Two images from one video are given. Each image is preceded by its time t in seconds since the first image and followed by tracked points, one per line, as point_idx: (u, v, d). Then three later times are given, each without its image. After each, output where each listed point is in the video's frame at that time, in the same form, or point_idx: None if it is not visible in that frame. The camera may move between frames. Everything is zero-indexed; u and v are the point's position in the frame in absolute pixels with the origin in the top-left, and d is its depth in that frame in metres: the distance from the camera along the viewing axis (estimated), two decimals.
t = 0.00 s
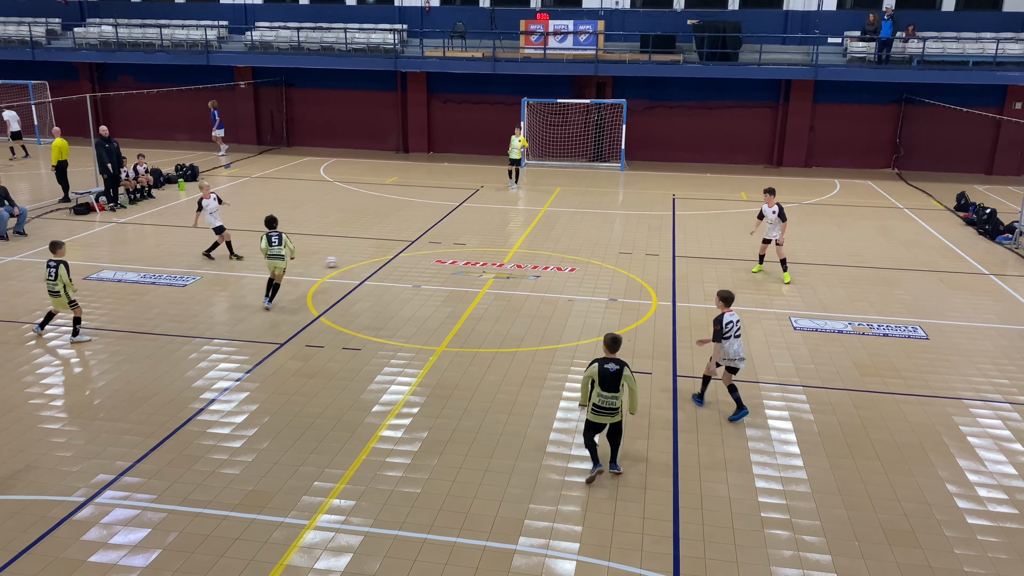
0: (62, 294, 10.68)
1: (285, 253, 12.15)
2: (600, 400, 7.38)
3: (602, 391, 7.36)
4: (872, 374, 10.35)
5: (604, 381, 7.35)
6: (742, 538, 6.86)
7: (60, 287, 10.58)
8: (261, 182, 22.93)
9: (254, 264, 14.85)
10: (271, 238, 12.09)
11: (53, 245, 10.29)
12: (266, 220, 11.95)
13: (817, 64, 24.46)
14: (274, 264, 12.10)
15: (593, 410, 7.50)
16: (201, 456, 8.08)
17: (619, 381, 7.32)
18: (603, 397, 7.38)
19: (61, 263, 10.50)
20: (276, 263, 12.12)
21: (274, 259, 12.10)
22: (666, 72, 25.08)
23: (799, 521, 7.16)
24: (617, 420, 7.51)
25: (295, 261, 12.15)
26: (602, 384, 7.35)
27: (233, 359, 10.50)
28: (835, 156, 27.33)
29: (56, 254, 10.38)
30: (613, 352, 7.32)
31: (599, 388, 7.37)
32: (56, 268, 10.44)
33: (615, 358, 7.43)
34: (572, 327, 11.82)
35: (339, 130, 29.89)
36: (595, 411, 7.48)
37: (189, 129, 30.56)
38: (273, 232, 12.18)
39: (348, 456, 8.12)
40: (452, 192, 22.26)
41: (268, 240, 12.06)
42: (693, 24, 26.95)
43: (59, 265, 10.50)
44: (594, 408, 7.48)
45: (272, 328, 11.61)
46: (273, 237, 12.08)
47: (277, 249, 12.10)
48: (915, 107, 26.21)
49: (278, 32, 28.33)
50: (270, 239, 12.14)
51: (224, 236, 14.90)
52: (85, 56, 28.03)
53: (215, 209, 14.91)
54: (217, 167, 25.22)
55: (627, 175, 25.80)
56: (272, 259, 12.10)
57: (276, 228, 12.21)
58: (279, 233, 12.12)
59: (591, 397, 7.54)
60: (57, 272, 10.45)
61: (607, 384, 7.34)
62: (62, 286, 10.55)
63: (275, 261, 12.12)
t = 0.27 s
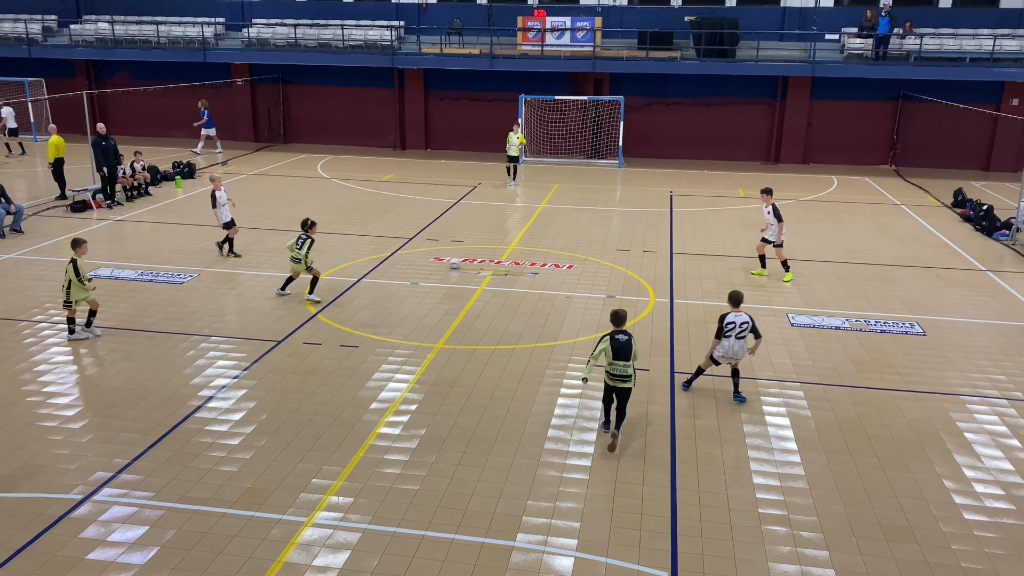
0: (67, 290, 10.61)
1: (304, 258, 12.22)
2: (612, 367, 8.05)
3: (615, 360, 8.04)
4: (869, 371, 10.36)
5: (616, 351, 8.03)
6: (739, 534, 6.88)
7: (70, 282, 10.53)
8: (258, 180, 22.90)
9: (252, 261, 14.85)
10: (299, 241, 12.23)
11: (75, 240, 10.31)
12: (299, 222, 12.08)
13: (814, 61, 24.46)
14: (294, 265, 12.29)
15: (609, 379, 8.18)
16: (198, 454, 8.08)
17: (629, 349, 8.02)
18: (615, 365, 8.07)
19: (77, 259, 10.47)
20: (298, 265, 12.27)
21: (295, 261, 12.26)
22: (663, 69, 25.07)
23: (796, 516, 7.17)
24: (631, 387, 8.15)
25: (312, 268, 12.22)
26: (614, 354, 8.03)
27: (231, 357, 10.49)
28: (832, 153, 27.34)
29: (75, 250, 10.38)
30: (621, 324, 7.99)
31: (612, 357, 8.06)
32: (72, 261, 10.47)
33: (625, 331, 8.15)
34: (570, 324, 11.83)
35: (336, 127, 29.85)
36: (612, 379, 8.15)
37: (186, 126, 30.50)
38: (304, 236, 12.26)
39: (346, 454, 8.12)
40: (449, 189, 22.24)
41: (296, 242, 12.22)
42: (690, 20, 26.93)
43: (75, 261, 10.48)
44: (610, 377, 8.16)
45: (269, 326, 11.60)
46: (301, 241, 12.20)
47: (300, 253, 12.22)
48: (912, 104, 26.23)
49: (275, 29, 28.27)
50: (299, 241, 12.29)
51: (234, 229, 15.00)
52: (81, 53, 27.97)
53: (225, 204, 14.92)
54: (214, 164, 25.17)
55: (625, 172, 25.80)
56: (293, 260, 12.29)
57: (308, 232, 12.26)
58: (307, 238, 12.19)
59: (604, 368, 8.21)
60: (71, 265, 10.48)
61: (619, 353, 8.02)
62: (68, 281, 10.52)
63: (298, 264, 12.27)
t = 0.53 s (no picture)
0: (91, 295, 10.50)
1: (337, 252, 12.28)
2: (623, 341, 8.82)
3: (627, 334, 8.81)
4: (867, 367, 10.37)
5: (628, 326, 8.79)
6: (736, 530, 6.89)
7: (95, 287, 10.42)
8: (255, 176, 22.85)
9: (249, 258, 14.83)
10: (339, 234, 12.28)
11: (103, 246, 10.23)
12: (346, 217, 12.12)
13: (812, 57, 24.44)
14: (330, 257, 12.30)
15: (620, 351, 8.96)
16: (196, 450, 8.07)
17: (639, 325, 8.75)
18: (627, 339, 8.85)
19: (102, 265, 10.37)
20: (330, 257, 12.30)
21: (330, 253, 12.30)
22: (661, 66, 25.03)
23: (794, 513, 7.18)
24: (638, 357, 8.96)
25: (343, 264, 12.29)
26: (626, 328, 8.80)
27: (229, 354, 10.48)
28: (830, 149, 27.35)
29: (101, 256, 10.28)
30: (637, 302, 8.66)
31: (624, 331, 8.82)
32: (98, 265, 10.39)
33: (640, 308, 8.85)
34: (568, 321, 11.83)
35: (334, 123, 29.80)
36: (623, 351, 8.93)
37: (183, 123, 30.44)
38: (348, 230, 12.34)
39: (344, 450, 8.12)
40: (447, 185, 22.22)
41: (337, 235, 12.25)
42: (688, 17, 26.90)
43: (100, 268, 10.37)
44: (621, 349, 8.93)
45: (266, 323, 11.58)
46: (341, 234, 12.24)
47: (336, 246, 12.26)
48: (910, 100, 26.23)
49: (272, 25, 28.21)
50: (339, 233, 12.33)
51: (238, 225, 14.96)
52: (78, 49, 27.89)
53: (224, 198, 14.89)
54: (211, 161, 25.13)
55: (623, 169, 25.79)
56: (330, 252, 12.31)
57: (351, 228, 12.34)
58: (349, 232, 12.27)
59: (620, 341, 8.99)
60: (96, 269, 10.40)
61: (630, 328, 8.78)
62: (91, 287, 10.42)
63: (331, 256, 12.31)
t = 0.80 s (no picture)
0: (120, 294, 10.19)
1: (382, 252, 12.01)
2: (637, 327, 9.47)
3: (639, 320, 9.45)
4: (865, 364, 10.38)
5: (640, 313, 9.44)
6: (734, 526, 6.91)
7: (123, 284, 10.12)
8: (254, 173, 22.82)
9: (247, 254, 14.82)
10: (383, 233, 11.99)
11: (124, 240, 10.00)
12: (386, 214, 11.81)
13: (811, 54, 24.44)
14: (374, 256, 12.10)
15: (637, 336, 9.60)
16: (195, 448, 8.07)
17: (649, 312, 9.36)
18: (639, 325, 9.49)
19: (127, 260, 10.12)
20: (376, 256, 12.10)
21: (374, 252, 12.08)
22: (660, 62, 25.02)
23: (792, 509, 7.19)
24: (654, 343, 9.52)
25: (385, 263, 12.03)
26: (640, 315, 9.45)
27: (227, 351, 10.47)
28: (829, 146, 27.36)
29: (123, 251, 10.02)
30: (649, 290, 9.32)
31: (638, 319, 9.47)
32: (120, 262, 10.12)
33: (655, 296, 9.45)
34: (567, 318, 11.84)
35: (332, 120, 29.77)
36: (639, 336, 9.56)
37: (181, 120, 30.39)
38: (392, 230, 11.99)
39: (343, 447, 8.12)
40: (446, 182, 22.19)
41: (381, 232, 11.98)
42: (687, 13, 26.89)
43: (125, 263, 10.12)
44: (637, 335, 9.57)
45: (265, 320, 11.58)
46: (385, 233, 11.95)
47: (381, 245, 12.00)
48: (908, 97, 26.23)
49: (270, 22, 28.19)
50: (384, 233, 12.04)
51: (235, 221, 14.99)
52: (76, 46, 27.83)
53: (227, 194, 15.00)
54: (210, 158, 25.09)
55: (621, 165, 25.78)
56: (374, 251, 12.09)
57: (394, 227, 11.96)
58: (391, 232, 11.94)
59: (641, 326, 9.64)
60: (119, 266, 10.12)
61: (642, 314, 9.43)
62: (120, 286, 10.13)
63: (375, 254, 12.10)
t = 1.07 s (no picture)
0: (148, 295, 10.00)
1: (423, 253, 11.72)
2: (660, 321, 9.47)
3: (661, 314, 9.47)
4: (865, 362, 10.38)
5: (662, 307, 9.45)
6: (733, 523, 6.92)
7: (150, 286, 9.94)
8: (253, 171, 22.80)
9: (246, 252, 14.81)
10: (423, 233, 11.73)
11: (144, 239, 9.83)
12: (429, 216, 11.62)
13: (810, 52, 24.42)
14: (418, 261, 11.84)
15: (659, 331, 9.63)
16: (195, 445, 8.07)
17: (669, 308, 9.33)
18: (660, 319, 9.50)
19: (150, 261, 9.94)
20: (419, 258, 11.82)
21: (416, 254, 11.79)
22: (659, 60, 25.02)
23: (791, 507, 7.21)
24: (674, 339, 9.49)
25: (428, 265, 11.73)
26: (663, 309, 9.44)
27: (226, 348, 10.47)
28: (828, 144, 27.34)
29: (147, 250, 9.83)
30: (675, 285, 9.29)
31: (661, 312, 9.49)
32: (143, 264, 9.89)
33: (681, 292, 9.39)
34: (566, 316, 11.84)
35: (332, 118, 29.74)
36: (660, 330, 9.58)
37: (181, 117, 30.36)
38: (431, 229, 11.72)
39: (342, 445, 8.12)
40: (445, 180, 22.17)
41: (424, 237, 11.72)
42: (686, 11, 26.87)
43: (149, 263, 9.94)
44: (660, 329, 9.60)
45: (264, 317, 11.58)
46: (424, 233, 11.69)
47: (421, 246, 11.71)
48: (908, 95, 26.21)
49: (269, 19, 28.19)
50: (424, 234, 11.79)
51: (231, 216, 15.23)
52: (75, 42, 27.79)
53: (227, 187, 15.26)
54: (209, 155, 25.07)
55: (621, 163, 25.77)
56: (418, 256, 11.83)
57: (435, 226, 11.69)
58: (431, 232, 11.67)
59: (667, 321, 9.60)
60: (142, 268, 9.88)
61: (664, 309, 9.42)
62: (148, 287, 9.94)
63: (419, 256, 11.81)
